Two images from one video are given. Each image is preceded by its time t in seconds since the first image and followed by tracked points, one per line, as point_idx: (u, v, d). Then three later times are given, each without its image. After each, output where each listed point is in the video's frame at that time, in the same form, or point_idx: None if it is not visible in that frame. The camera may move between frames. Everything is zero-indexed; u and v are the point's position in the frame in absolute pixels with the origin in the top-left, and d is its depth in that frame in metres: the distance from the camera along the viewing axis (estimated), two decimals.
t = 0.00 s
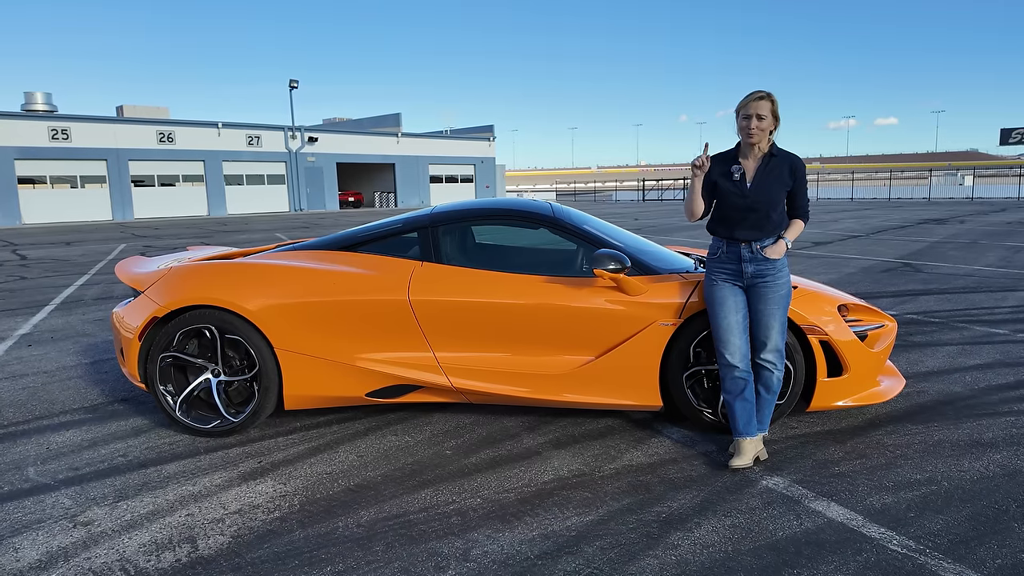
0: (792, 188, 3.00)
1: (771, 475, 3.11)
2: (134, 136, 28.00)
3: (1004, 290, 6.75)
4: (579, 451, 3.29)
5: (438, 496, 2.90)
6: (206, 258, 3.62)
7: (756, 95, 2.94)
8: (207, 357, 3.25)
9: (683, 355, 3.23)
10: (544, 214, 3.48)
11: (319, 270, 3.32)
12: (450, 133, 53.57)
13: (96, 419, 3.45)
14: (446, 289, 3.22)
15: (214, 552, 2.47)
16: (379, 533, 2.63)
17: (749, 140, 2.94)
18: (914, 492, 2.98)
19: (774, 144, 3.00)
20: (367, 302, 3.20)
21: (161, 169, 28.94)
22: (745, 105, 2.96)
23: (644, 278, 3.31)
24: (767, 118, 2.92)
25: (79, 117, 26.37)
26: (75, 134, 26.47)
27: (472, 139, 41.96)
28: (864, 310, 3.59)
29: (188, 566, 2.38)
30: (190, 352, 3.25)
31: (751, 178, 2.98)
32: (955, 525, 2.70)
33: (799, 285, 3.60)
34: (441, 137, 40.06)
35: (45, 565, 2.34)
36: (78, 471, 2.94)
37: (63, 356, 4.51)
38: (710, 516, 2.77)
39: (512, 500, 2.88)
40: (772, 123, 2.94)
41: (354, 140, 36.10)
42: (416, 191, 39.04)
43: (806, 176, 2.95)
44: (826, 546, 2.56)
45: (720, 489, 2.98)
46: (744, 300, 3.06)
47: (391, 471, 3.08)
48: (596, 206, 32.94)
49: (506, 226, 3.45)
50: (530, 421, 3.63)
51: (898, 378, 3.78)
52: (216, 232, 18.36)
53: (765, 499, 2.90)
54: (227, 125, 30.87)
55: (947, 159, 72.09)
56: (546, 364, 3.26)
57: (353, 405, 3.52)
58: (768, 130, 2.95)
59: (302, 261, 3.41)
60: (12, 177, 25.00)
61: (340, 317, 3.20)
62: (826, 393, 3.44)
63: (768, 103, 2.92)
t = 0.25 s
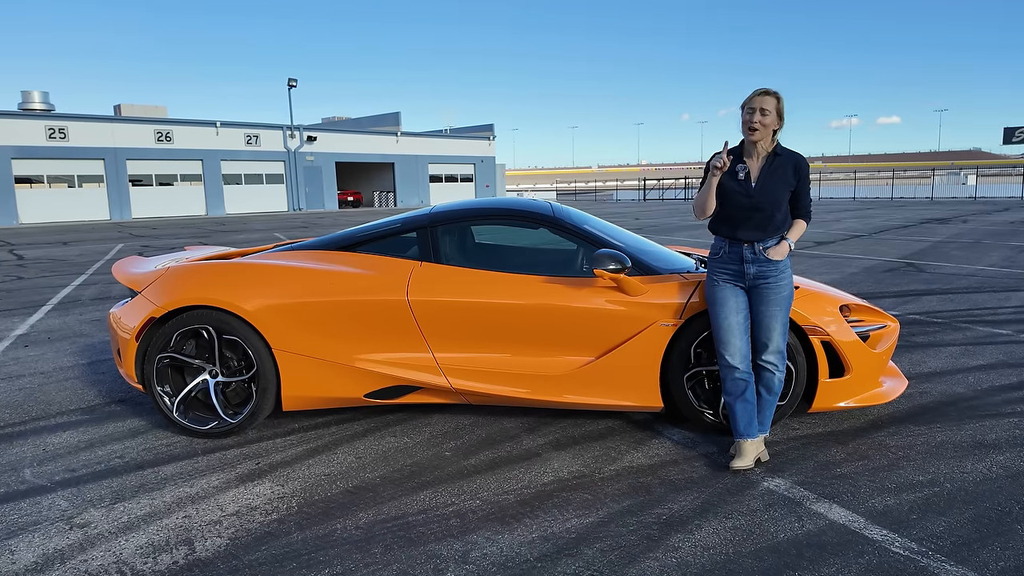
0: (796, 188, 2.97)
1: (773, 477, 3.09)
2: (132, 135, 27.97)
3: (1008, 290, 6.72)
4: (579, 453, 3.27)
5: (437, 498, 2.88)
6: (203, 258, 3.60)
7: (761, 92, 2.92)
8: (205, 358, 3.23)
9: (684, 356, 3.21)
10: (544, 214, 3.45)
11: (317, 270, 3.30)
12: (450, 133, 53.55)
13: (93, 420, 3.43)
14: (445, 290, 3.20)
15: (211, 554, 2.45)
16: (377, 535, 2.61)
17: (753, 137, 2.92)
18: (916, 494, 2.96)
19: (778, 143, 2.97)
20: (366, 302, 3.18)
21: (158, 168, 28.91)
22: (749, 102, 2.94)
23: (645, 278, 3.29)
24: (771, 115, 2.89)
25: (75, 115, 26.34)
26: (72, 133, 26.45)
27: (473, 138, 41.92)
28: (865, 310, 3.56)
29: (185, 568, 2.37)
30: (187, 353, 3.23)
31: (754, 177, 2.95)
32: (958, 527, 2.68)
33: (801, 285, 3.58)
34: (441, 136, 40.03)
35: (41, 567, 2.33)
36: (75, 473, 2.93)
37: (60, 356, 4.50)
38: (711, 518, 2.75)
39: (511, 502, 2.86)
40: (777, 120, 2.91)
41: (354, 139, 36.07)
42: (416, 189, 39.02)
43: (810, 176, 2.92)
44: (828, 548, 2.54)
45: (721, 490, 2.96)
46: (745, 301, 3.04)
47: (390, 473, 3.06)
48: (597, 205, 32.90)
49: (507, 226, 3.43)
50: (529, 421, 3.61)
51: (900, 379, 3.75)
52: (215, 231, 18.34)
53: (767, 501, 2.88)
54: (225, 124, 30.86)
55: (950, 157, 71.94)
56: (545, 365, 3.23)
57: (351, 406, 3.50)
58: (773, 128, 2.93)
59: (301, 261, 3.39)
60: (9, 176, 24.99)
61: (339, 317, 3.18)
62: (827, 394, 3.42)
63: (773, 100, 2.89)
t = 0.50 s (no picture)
0: (797, 185, 2.94)
1: (774, 478, 3.07)
2: (130, 135, 27.94)
3: (1012, 290, 6.69)
4: (579, 454, 3.25)
5: (436, 500, 2.86)
6: (201, 258, 3.58)
7: (761, 88, 2.90)
8: (202, 358, 3.21)
9: (685, 356, 3.18)
10: (544, 213, 3.43)
11: (316, 270, 3.28)
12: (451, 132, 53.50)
13: (90, 421, 3.41)
14: (444, 290, 3.18)
15: (209, 556, 2.44)
16: (376, 537, 2.59)
17: (753, 133, 2.90)
18: (919, 496, 2.93)
19: (778, 140, 2.95)
20: (364, 303, 3.16)
21: (156, 167, 28.88)
22: (749, 98, 2.92)
23: (646, 278, 3.26)
24: (771, 111, 2.87)
25: (72, 114, 26.33)
26: (69, 132, 26.42)
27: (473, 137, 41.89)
28: (867, 310, 3.54)
29: (182, 570, 2.35)
30: (184, 353, 3.21)
31: (754, 173, 2.92)
32: (961, 529, 2.65)
33: (802, 285, 3.55)
34: (441, 135, 40.00)
35: (37, 569, 2.31)
36: (72, 474, 2.91)
37: (57, 357, 4.48)
38: (712, 520, 2.73)
39: (511, 503, 2.84)
40: (777, 116, 2.89)
41: (353, 138, 36.09)
42: (416, 188, 38.98)
43: (810, 173, 2.89)
44: (830, 550, 2.51)
45: (722, 492, 2.94)
46: (746, 301, 3.01)
47: (389, 474, 3.04)
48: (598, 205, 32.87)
49: (506, 225, 3.40)
50: (529, 422, 3.59)
51: (903, 379, 3.73)
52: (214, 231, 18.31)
53: (768, 503, 2.86)
54: (224, 123, 30.83)
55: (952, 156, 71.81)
56: (545, 365, 3.21)
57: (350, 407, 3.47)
58: (773, 124, 2.90)
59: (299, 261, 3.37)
60: (6, 175, 24.98)
61: (337, 317, 3.16)
62: (829, 394, 3.39)
63: (774, 96, 2.87)
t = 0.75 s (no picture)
0: (797, 182, 2.91)
1: (776, 480, 3.04)
2: (128, 134, 27.92)
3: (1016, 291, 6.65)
4: (580, 455, 3.23)
5: (435, 501, 2.84)
6: (198, 258, 3.55)
7: (760, 86, 2.87)
8: (200, 359, 3.19)
9: (686, 357, 3.16)
10: (544, 213, 3.40)
11: (314, 270, 3.25)
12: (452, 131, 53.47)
13: (86, 422, 3.39)
14: (444, 290, 3.15)
15: (206, 558, 2.41)
16: (375, 538, 2.57)
17: (751, 131, 2.88)
18: (922, 497, 2.90)
19: (778, 137, 2.92)
20: (363, 303, 3.13)
21: (154, 166, 28.87)
22: (747, 96, 2.90)
23: (647, 278, 3.24)
24: (770, 109, 2.85)
25: (68, 113, 26.33)
26: (67, 131, 26.40)
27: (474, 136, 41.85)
28: (870, 311, 3.51)
29: (179, 572, 2.33)
30: (182, 354, 3.19)
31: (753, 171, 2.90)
32: (964, 531, 2.63)
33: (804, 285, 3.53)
34: (441, 134, 39.98)
35: (32, 571, 2.29)
36: (68, 475, 2.89)
37: (54, 358, 4.46)
38: (713, 522, 2.70)
39: (510, 505, 2.81)
40: (775, 114, 2.87)
41: (353, 137, 36.11)
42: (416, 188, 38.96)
43: (810, 170, 2.86)
44: (832, 552, 2.49)
45: (723, 493, 2.91)
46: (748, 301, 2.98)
47: (387, 476, 3.02)
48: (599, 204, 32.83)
49: (507, 225, 3.38)
50: (529, 423, 3.57)
51: (905, 380, 3.70)
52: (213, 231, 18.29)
53: (770, 504, 2.83)
54: (222, 122, 30.83)
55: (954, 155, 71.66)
56: (546, 366, 3.19)
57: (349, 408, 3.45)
58: (771, 122, 2.88)
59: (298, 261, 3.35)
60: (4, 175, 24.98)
61: (336, 318, 3.14)
62: (831, 395, 3.37)
63: (772, 94, 2.85)
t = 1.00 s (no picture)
0: (802, 181, 2.88)
1: (778, 482, 3.02)
2: (126, 133, 27.91)
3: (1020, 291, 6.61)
4: (580, 456, 3.20)
5: (435, 503, 2.82)
6: (196, 258, 3.53)
7: (762, 84, 2.85)
8: (198, 359, 3.17)
9: (687, 358, 3.14)
10: (545, 212, 3.38)
11: (313, 270, 3.23)
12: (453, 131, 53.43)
13: (83, 423, 3.37)
14: (443, 290, 3.13)
15: (204, 560, 2.39)
16: (374, 540, 2.54)
17: (754, 130, 2.85)
18: (925, 499, 2.88)
19: (781, 135, 2.89)
20: (362, 303, 3.11)
21: (153, 165, 28.86)
22: (750, 95, 2.87)
23: (648, 279, 3.21)
24: (773, 107, 2.82)
25: (65, 112, 26.31)
26: (64, 130, 26.38)
27: (475, 136, 41.82)
28: (874, 311, 3.48)
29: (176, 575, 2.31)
30: (180, 354, 3.17)
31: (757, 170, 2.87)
32: (968, 533, 2.60)
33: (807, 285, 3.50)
34: (442, 134, 39.95)
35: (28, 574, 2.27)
36: (65, 477, 2.87)
37: (51, 359, 4.44)
38: (715, 524, 2.68)
39: (510, 507, 2.79)
40: (779, 113, 2.84)
41: (353, 136, 36.10)
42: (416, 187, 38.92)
43: (815, 168, 2.83)
44: (835, 555, 2.46)
45: (725, 495, 2.89)
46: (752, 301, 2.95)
47: (387, 477, 3.00)
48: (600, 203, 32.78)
49: (507, 224, 3.35)
50: (529, 424, 3.54)
51: (909, 381, 3.67)
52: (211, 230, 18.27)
53: (772, 506, 2.81)
54: (221, 121, 30.80)
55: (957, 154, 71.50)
56: (546, 367, 3.16)
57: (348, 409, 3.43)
58: (774, 121, 2.85)
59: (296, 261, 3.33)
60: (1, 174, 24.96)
61: (336, 318, 3.11)
62: (834, 396, 3.34)
63: (774, 93, 2.83)
